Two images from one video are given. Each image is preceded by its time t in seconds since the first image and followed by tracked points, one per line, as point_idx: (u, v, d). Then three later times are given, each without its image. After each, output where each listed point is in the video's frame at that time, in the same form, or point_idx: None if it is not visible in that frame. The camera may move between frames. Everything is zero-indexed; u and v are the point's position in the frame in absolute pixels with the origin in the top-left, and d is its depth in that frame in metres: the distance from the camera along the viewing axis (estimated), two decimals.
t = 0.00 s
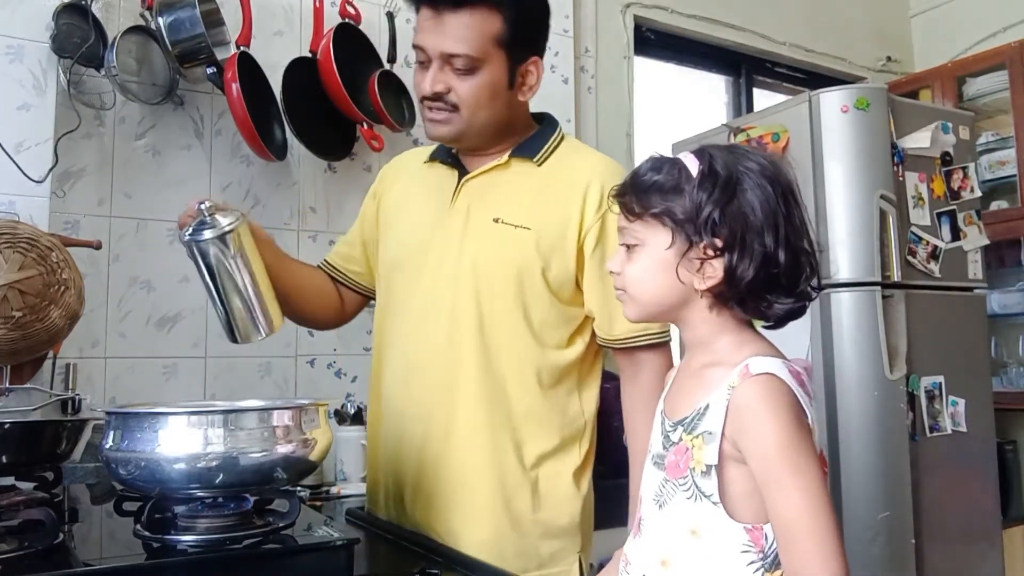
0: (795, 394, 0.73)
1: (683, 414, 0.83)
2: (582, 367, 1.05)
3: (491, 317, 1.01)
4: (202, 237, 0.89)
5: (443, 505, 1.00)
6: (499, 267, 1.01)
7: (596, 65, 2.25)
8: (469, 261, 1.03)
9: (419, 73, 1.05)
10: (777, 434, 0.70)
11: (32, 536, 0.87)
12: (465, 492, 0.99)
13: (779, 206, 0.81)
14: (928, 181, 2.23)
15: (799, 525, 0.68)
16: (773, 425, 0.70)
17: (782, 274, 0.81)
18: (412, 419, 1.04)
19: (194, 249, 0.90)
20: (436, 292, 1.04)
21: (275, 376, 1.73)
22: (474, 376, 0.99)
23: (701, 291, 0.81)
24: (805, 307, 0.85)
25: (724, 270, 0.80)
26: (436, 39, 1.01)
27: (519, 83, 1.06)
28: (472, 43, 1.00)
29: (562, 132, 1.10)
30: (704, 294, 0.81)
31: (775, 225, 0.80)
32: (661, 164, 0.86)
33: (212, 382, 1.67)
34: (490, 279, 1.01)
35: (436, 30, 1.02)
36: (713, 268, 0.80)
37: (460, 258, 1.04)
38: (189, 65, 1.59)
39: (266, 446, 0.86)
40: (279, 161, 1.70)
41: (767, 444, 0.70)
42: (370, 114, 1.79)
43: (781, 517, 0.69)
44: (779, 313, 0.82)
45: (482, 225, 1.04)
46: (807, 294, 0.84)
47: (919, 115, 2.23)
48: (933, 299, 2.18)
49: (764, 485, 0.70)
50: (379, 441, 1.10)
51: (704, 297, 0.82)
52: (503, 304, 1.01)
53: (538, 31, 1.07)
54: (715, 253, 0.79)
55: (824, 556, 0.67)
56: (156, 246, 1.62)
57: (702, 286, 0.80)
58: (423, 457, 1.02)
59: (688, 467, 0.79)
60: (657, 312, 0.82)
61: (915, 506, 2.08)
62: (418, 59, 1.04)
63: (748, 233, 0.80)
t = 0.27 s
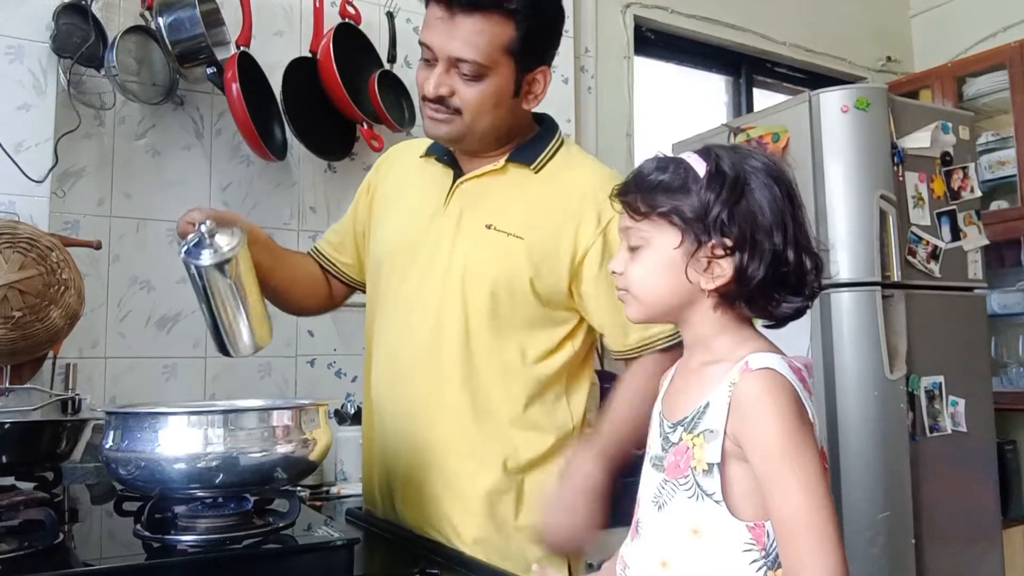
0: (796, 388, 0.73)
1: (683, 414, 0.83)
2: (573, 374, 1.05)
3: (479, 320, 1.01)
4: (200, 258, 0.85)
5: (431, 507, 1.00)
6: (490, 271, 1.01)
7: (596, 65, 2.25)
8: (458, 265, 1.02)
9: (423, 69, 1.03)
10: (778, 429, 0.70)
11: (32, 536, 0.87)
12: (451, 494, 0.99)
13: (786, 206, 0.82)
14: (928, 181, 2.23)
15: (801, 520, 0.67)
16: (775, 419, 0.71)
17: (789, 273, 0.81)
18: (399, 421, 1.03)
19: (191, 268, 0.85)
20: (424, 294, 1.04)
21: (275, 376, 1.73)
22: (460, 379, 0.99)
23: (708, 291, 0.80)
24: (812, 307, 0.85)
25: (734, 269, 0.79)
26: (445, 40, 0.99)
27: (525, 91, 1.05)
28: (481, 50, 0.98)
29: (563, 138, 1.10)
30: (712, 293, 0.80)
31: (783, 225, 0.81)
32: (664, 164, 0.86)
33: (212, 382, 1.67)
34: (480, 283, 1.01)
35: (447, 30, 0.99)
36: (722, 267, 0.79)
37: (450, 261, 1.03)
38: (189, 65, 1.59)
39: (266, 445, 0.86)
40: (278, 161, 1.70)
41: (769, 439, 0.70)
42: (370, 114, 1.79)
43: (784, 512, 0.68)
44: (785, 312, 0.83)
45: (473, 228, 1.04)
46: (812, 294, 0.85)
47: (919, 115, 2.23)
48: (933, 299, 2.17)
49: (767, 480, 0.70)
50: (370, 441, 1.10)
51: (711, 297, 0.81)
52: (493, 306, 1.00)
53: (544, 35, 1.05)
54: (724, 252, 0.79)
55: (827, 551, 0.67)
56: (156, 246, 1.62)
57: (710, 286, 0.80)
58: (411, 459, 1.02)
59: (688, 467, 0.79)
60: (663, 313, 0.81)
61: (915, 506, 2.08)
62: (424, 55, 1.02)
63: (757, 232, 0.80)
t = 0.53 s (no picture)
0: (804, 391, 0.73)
1: (688, 415, 0.82)
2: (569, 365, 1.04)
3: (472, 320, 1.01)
4: (204, 254, 0.83)
5: (432, 513, 0.99)
6: (486, 271, 1.01)
7: (596, 65, 2.25)
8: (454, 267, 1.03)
9: (424, 73, 1.02)
10: (786, 431, 0.70)
11: (32, 537, 0.87)
12: (451, 496, 0.97)
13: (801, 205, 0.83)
14: (928, 181, 2.23)
15: (805, 522, 0.68)
16: (781, 422, 0.71)
17: (806, 271, 0.82)
18: (396, 429, 1.03)
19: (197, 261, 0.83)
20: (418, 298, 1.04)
21: (275, 376, 1.73)
22: (454, 379, 0.99)
23: (727, 288, 0.79)
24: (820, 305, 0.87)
25: (758, 266, 0.79)
26: (448, 47, 0.97)
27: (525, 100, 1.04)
28: (485, 59, 0.97)
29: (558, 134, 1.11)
30: (727, 292, 0.80)
31: (802, 223, 0.82)
32: (678, 161, 0.85)
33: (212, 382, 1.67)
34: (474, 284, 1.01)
35: (450, 37, 0.97)
36: (744, 264, 0.79)
37: (446, 263, 1.03)
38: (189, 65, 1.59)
39: (266, 446, 0.86)
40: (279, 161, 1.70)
41: (777, 441, 0.70)
42: (370, 114, 1.79)
43: (788, 513, 0.68)
44: (798, 311, 0.84)
45: (466, 229, 1.04)
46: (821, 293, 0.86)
47: (919, 115, 2.23)
48: (933, 299, 2.17)
49: (772, 481, 0.70)
50: (370, 454, 1.09)
51: (728, 295, 0.80)
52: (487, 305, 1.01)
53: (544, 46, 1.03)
54: (750, 250, 0.79)
55: (829, 552, 0.67)
56: (156, 246, 1.62)
57: (733, 283, 0.79)
58: (410, 466, 1.01)
59: (693, 467, 0.79)
60: (673, 311, 0.80)
61: (915, 506, 2.08)
62: (425, 60, 1.00)
63: (780, 229, 0.80)
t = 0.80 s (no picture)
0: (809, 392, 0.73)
1: (692, 415, 0.82)
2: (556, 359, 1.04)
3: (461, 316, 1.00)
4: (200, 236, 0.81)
5: (427, 512, 0.99)
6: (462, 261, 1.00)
7: (596, 65, 2.25)
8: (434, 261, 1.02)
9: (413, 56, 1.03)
10: (793, 432, 0.70)
11: (32, 537, 0.87)
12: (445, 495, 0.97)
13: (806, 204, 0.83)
14: (928, 181, 2.23)
15: (812, 523, 0.68)
16: (789, 423, 0.71)
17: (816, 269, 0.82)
18: (389, 430, 1.03)
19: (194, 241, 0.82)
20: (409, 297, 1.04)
21: (275, 376, 1.73)
22: (445, 377, 0.99)
23: (735, 290, 0.79)
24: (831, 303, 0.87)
25: (767, 266, 0.79)
26: (433, 27, 0.99)
27: (508, 88, 1.03)
28: (466, 37, 0.98)
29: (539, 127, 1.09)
30: (735, 293, 0.80)
31: (809, 222, 0.82)
32: (680, 162, 0.84)
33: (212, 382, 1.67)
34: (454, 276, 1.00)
35: (436, 17, 0.99)
36: (752, 265, 0.79)
37: (428, 256, 1.03)
38: (189, 65, 1.59)
39: (266, 446, 0.86)
40: (279, 161, 1.71)
41: (786, 442, 0.70)
42: (370, 114, 1.79)
43: (795, 514, 0.68)
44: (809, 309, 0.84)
45: (444, 220, 1.03)
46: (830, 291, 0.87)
47: (919, 115, 2.23)
48: (933, 299, 2.17)
49: (779, 482, 0.70)
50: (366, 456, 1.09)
51: (736, 296, 0.80)
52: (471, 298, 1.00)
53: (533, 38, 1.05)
54: (758, 251, 0.79)
55: (834, 553, 0.67)
56: (156, 246, 1.62)
57: (741, 285, 0.79)
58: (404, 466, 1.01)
59: (698, 466, 0.78)
60: (681, 314, 0.79)
61: (915, 506, 2.08)
62: (414, 44, 1.02)
63: (788, 229, 0.80)
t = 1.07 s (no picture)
0: (804, 392, 0.73)
1: (690, 416, 0.82)
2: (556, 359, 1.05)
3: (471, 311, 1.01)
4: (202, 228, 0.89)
5: (435, 508, 0.98)
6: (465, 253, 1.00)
7: (596, 65, 2.25)
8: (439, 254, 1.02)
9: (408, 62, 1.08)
10: (790, 434, 0.70)
11: (32, 537, 0.87)
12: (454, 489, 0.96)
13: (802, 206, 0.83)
14: (928, 181, 2.23)
15: (810, 524, 0.68)
16: (785, 423, 0.70)
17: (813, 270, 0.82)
18: (395, 426, 1.02)
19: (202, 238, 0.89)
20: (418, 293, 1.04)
21: (275, 376, 1.73)
22: (454, 372, 0.99)
23: (733, 290, 0.79)
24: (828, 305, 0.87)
25: (765, 267, 0.79)
26: (424, 27, 1.04)
27: (496, 82, 1.06)
28: (456, 33, 1.03)
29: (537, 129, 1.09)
30: (734, 294, 0.79)
31: (805, 224, 0.82)
32: (679, 162, 0.84)
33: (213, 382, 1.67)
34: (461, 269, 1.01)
35: (427, 19, 1.04)
36: (750, 265, 0.79)
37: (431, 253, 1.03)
38: (189, 65, 1.59)
39: (265, 446, 0.86)
40: (279, 161, 1.71)
41: (782, 443, 0.70)
42: (370, 114, 1.79)
43: (793, 516, 0.68)
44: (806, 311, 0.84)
45: (447, 215, 1.03)
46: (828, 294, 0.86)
47: (919, 116, 2.23)
48: (933, 299, 2.17)
49: (776, 483, 0.70)
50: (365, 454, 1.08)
51: (734, 296, 0.79)
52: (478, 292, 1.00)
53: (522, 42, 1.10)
54: (756, 251, 0.79)
55: (833, 554, 0.67)
56: (156, 246, 1.62)
57: (739, 285, 0.79)
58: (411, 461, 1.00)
59: (695, 468, 0.78)
60: (680, 314, 0.79)
61: (915, 506, 2.08)
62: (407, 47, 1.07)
63: (786, 231, 0.80)
